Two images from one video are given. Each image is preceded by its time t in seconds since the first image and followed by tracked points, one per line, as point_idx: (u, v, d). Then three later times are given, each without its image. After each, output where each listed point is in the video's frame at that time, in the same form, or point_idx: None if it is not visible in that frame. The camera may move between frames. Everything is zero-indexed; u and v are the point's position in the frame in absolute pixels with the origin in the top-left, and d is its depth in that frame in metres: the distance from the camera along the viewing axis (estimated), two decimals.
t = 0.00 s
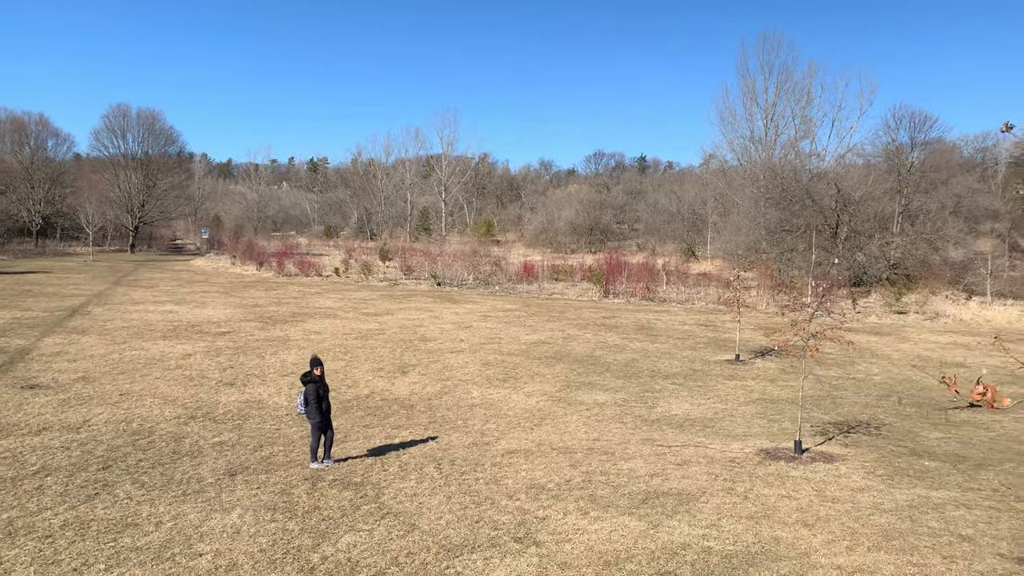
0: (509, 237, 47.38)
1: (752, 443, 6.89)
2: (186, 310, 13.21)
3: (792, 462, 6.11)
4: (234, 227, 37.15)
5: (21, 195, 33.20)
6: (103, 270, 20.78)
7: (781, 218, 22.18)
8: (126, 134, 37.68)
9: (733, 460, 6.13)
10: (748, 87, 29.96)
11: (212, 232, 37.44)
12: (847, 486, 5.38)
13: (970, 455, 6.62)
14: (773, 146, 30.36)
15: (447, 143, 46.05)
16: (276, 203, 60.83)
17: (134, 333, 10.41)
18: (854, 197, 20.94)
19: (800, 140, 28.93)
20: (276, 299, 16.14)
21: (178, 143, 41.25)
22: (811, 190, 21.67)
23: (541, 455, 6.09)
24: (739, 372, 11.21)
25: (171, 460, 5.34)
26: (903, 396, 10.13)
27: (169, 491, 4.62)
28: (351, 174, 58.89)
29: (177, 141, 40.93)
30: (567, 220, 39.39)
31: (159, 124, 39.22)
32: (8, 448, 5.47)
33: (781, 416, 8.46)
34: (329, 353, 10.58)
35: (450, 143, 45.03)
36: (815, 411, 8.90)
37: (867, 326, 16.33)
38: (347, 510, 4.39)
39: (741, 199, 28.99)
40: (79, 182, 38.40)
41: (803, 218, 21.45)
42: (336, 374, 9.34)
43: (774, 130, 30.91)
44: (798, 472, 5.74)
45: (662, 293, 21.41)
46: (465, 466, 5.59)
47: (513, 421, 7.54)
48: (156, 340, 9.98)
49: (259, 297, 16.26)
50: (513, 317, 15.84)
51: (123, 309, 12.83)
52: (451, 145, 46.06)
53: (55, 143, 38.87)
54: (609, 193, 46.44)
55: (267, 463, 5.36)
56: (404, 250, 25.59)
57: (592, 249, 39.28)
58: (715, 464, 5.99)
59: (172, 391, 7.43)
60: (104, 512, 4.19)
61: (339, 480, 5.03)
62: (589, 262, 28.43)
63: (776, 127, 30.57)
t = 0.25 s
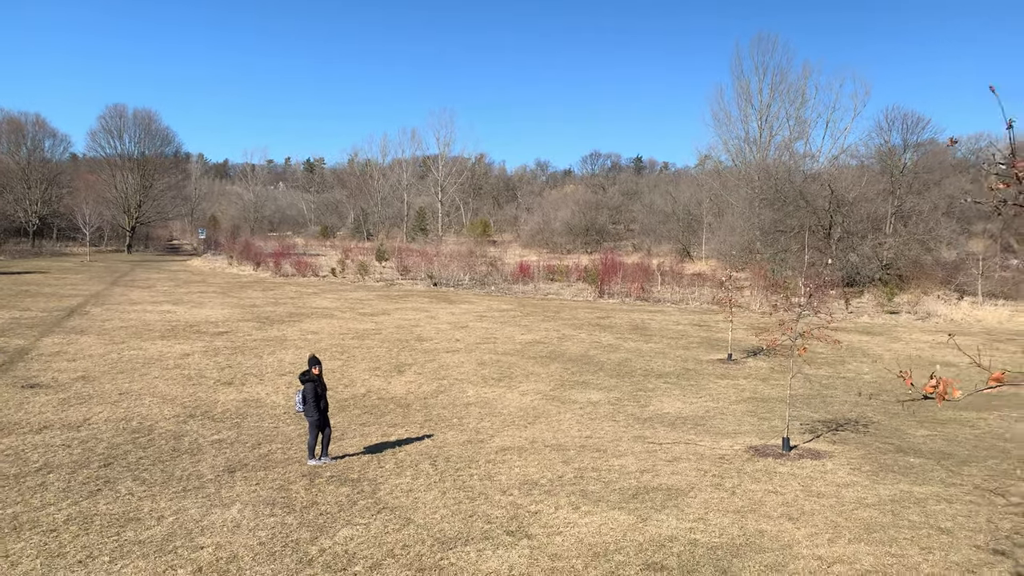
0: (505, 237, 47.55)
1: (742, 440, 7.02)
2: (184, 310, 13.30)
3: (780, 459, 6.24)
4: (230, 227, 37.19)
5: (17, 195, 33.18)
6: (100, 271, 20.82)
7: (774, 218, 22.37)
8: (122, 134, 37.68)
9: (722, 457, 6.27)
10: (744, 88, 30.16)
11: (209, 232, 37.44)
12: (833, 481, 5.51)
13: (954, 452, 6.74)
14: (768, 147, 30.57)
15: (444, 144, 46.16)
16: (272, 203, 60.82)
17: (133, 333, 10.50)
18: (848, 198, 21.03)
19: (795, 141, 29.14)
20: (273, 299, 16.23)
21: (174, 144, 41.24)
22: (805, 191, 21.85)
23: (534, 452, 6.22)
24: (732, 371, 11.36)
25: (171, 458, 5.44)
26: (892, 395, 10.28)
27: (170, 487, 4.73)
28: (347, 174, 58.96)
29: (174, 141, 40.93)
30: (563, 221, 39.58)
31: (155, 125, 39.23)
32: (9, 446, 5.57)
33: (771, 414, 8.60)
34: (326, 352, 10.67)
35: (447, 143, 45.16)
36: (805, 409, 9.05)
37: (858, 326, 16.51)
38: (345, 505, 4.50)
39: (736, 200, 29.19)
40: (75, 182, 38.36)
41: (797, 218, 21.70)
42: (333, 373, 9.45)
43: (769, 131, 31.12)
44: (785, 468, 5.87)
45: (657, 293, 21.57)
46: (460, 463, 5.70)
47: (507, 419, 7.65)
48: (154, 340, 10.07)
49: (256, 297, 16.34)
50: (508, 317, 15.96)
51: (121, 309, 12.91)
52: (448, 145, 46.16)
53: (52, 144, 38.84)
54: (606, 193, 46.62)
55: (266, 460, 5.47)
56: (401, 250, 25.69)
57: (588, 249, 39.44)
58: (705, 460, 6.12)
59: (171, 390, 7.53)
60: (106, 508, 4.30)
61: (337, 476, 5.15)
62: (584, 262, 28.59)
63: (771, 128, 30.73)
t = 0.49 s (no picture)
0: (503, 238, 47.69)
1: (734, 439, 7.15)
2: (183, 311, 13.38)
3: (770, 456, 6.36)
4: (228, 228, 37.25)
5: (15, 196, 33.18)
6: (98, 272, 20.88)
7: (770, 220, 22.50)
8: (120, 135, 37.71)
9: (714, 455, 6.39)
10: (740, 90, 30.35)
11: (207, 233, 37.50)
12: (821, 478, 5.63)
13: (943, 451, 6.85)
14: (764, 148, 30.73)
15: (442, 145, 46.27)
16: (270, 204, 60.84)
17: (133, 334, 10.59)
18: (843, 200, 21.07)
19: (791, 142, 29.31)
20: (271, 300, 16.33)
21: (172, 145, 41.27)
22: (801, 192, 21.85)
23: (529, 450, 6.33)
24: (726, 371, 11.49)
25: (172, 456, 5.54)
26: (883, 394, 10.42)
27: (172, 484, 4.83)
28: (345, 175, 59.02)
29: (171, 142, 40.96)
30: (560, 222, 39.71)
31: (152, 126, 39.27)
32: (13, 445, 5.67)
33: (764, 413, 8.73)
34: (324, 353, 10.77)
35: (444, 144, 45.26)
36: (797, 408, 9.18)
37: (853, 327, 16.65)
38: (344, 501, 4.61)
39: (732, 201, 29.35)
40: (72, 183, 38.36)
41: (791, 220, 21.68)
42: (331, 373, 9.55)
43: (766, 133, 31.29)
44: (775, 466, 6.00)
45: (653, 294, 21.70)
46: (456, 461, 5.81)
47: (504, 419, 7.77)
48: (154, 341, 10.17)
49: (254, 298, 16.42)
50: (505, 318, 16.07)
51: (120, 310, 12.99)
52: (446, 146, 46.26)
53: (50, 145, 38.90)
54: (603, 194, 46.76)
55: (266, 458, 5.58)
56: (399, 251, 25.77)
57: (585, 250, 39.52)
58: (697, 458, 6.25)
59: (171, 390, 7.63)
60: (111, 504, 4.41)
61: (336, 473, 5.26)
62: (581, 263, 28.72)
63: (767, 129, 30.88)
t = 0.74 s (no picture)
0: (501, 242, 47.83)
1: (726, 441, 7.28)
2: (183, 315, 13.49)
3: (761, 459, 6.50)
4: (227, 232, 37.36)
5: (14, 200, 33.26)
6: (97, 276, 20.96)
7: (767, 224, 22.67)
8: (119, 140, 37.84)
9: (706, 457, 6.52)
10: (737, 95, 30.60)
11: (205, 237, 37.58)
12: (810, 480, 5.77)
13: (930, 453, 7.00)
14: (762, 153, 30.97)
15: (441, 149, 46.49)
16: (269, 207, 60.95)
17: (134, 338, 10.70)
18: (840, 204, 21.18)
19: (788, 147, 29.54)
20: (271, 304, 16.45)
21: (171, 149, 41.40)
22: (797, 198, 22.19)
23: (525, 453, 6.46)
24: (721, 375, 11.63)
25: (175, 458, 5.67)
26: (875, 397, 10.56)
27: (176, 486, 4.96)
28: (344, 179, 59.18)
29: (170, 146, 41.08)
30: (559, 225, 39.89)
31: (151, 130, 39.39)
32: (18, 448, 5.78)
33: (757, 416, 8.86)
34: (323, 357, 10.89)
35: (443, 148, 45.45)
36: (790, 411, 9.32)
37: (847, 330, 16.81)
38: (344, 502, 4.74)
39: (728, 205, 29.55)
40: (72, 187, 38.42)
41: (788, 225, 22.04)
42: (331, 377, 9.67)
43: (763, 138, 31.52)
44: (766, 468, 6.13)
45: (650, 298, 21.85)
46: (454, 464, 5.94)
47: (501, 422, 7.91)
48: (156, 345, 10.29)
49: (254, 302, 16.54)
50: (503, 321, 16.21)
51: (120, 314, 13.09)
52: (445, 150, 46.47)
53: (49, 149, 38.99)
54: (601, 198, 46.97)
55: (267, 460, 5.70)
56: (397, 255, 25.91)
57: (583, 253, 39.67)
58: (689, 460, 6.39)
59: (173, 394, 7.75)
60: (117, 505, 4.53)
61: (336, 475, 5.39)
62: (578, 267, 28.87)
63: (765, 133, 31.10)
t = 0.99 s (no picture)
0: (500, 252, 48.00)
1: (719, 449, 7.39)
2: (183, 325, 13.60)
3: (752, 466, 6.60)
4: (227, 242, 37.53)
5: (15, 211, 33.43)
6: (97, 286, 21.07)
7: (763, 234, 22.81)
8: (119, 151, 38.11)
9: (699, 464, 6.64)
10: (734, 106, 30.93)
11: (205, 247, 37.73)
12: (799, 486, 5.88)
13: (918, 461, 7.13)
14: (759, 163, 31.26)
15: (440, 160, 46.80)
16: (268, 218, 61.17)
17: (135, 348, 10.81)
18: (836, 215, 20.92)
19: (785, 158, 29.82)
20: (270, 315, 16.55)
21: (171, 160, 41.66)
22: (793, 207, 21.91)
23: (521, 461, 6.57)
24: (716, 384, 11.75)
25: (176, 466, 5.77)
26: (869, 404, 10.67)
27: (177, 493, 5.05)
28: (343, 190, 59.47)
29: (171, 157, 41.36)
30: (557, 236, 40.09)
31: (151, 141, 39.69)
32: (22, 456, 5.88)
33: (750, 425, 8.95)
34: (322, 367, 11.00)
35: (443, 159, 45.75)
36: (784, 420, 9.40)
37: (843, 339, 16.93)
38: (342, 508, 4.83)
39: (726, 215, 29.78)
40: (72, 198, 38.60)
41: (785, 234, 21.86)
42: (330, 387, 9.78)
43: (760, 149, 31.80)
44: (756, 475, 6.24)
45: (648, 308, 21.98)
46: (450, 471, 6.03)
47: (497, 430, 8.01)
48: (156, 355, 10.38)
49: (253, 313, 16.65)
50: (501, 331, 16.32)
51: (121, 324, 13.19)
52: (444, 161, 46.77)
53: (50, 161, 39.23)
54: (599, 208, 47.21)
55: (267, 468, 5.81)
56: (396, 265, 26.05)
57: (581, 263, 39.84)
58: (682, 468, 6.49)
59: (174, 403, 7.87)
60: (119, 511, 4.62)
61: (334, 483, 5.49)
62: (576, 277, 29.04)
63: (761, 144, 31.40)
